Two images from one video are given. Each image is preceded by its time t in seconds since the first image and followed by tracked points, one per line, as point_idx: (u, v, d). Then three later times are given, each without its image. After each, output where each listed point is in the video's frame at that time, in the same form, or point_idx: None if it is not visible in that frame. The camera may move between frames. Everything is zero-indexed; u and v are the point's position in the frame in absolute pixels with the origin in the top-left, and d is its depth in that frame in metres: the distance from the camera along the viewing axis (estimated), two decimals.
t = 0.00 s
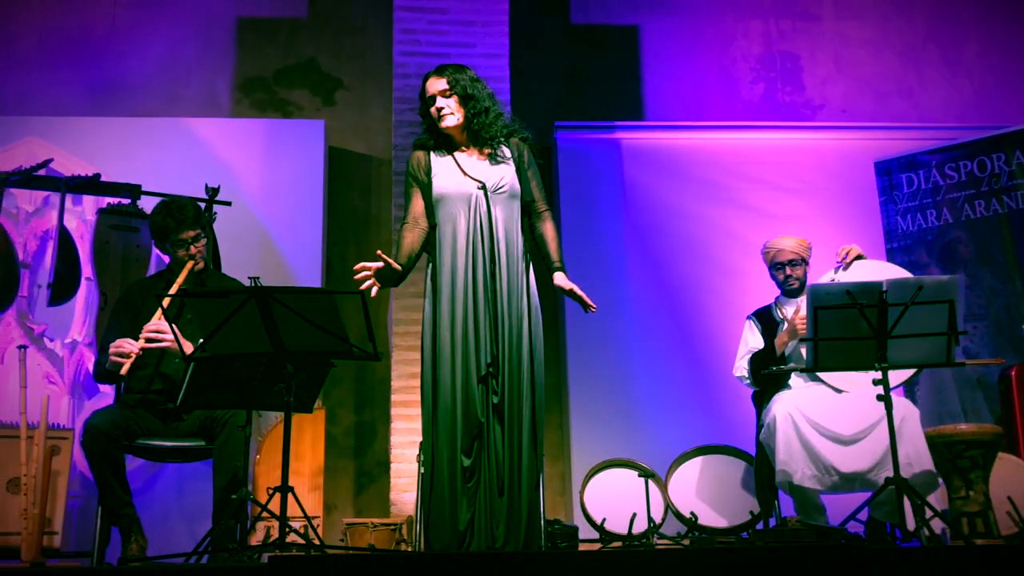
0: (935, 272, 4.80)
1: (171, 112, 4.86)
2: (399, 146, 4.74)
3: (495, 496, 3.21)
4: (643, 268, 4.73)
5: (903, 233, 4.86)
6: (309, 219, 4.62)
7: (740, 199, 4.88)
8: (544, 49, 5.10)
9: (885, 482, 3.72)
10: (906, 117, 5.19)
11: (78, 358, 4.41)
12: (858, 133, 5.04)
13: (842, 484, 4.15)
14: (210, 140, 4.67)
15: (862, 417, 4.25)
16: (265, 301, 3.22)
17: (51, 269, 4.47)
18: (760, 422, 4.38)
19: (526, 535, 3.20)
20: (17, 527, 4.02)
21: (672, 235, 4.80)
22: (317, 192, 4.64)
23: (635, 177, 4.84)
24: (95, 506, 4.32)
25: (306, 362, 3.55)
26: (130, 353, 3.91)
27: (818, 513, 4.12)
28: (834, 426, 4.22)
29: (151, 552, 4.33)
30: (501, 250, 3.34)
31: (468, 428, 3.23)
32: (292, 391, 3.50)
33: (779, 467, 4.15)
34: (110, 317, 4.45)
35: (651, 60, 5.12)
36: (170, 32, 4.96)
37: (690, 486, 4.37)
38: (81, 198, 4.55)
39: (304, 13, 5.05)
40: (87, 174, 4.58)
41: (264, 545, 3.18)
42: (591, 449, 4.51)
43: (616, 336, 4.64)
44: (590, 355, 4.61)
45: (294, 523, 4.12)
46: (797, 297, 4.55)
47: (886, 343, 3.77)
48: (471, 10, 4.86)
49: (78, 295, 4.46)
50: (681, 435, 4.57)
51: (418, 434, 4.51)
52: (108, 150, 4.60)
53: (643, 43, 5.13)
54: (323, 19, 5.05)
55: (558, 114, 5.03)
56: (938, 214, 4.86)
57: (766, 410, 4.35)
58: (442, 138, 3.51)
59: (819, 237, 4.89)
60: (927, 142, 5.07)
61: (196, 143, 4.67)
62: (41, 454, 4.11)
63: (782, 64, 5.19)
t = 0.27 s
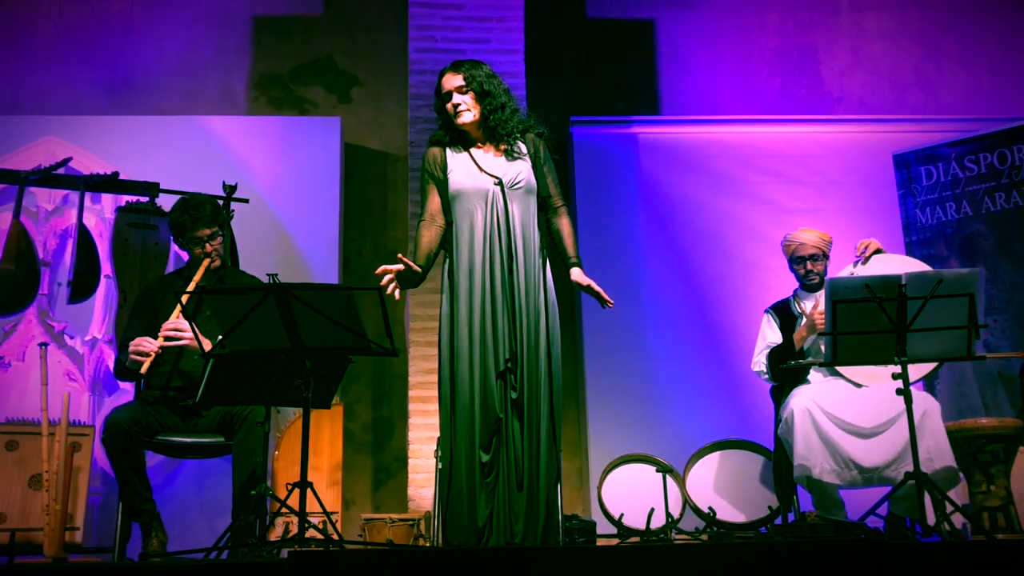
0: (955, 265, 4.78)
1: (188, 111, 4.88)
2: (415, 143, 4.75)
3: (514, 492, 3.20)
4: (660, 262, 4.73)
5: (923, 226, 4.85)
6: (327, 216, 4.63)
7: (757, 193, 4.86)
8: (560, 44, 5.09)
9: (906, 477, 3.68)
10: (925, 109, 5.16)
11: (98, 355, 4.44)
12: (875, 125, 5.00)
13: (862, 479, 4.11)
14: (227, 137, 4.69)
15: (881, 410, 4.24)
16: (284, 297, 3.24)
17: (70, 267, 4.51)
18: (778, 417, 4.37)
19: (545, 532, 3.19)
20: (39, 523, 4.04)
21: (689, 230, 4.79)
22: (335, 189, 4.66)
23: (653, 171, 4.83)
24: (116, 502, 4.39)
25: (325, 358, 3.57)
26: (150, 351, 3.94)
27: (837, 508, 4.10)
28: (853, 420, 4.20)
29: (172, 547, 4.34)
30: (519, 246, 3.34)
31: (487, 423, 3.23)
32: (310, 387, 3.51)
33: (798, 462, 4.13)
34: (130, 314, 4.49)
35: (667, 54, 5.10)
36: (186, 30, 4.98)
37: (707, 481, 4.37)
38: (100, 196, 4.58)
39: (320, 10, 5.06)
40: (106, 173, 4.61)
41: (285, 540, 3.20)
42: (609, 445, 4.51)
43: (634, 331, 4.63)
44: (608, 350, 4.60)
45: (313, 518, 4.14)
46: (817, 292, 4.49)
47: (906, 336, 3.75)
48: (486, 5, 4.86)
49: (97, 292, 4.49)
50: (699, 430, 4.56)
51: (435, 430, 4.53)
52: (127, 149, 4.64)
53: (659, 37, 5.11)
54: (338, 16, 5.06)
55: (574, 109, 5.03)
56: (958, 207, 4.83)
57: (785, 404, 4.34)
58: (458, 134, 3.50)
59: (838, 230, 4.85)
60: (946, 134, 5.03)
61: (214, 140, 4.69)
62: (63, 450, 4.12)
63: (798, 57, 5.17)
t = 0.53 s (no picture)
0: (973, 260, 4.74)
1: (203, 110, 4.90)
2: (429, 140, 4.74)
3: (531, 489, 3.20)
4: (675, 259, 4.72)
5: (939, 221, 4.82)
6: (341, 214, 4.64)
7: (772, 188, 4.85)
8: (573, 41, 5.09)
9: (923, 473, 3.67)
10: (942, 102, 5.13)
11: (115, 353, 4.46)
12: (891, 119, 4.96)
13: (878, 475, 4.10)
14: (242, 136, 4.71)
15: (897, 405, 4.22)
16: (299, 295, 3.25)
17: (87, 266, 4.54)
18: (794, 413, 4.35)
19: (562, 529, 3.18)
20: (58, 520, 4.07)
21: (704, 226, 4.77)
22: (349, 187, 4.67)
23: (667, 167, 4.82)
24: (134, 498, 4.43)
25: (340, 355, 3.58)
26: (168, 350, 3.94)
27: (854, 504, 4.08)
28: (869, 416, 4.18)
29: (190, 544, 4.37)
30: (534, 243, 3.34)
31: (503, 421, 3.23)
32: (326, 385, 3.52)
33: (815, 458, 4.11)
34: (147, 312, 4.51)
35: (680, 49, 5.08)
36: (201, 29, 5.00)
37: (723, 478, 4.37)
38: (116, 196, 4.60)
39: (334, 9, 5.07)
40: (122, 172, 4.64)
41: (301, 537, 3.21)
42: (624, 442, 4.51)
43: (649, 327, 4.63)
44: (623, 347, 4.60)
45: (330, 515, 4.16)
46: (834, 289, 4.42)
47: (923, 332, 3.72)
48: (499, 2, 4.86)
49: (114, 292, 4.52)
50: (715, 426, 4.55)
51: (451, 428, 4.54)
52: (143, 149, 4.67)
53: (673, 32, 5.10)
54: (352, 14, 5.07)
55: (587, 105, 5.03)
56: (975, 200, 4.81)
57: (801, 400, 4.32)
58: (472, 131, 3.49)
59: (853, 225, 4.83)
60: (963, 128, 4.99)
61: (228, 139, 4.71)
62: (82, 448, 4.15)
63: (813, 51, 5.14)
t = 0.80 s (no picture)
0: (990, 255, 4.77)
1: (217, 111, 4.92)
2: (443, 139, 4.75)
3: (547, 487, 3.20)
4: (690, 256, 4.71)
5: (956, 216, 4.80)
6: (355, 214, 4.65)
7: (787, 184, 4.83)
8: (586, 38, 5.08)
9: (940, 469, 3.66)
10: (957, 97, 5.11)
11: (132, 353, 4.49)
12: (910, 113, 4.91)
13: (896, 471, 4.08)
14: (256, 137, 4.73)
15: (913, 402, 4.22)
16: (315, 295, 3.26)
17: (104, 267, 4.56)
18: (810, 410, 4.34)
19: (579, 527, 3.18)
20: (77, 519, 4.09)
21: (719, 222, 4.76)
22: (363, 187, 4.68)
23: (681, 163, 4.81)
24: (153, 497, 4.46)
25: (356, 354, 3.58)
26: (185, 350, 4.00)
27: (872, 501, 4.06)
28: (885, 412, 4.18)
29: (208, 543, 4.40)
30: (549, 241, 3.34)
31: (520, 419, 3.23)
32: (342, 384, 3.53)
33: (832, 455, 4.09)
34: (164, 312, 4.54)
35: (694, 45, 5.07)
36: (215, 30, 5.02)
37: (740, 475, 4.35)
38: (132, 197, 4.63)
39: (346, 8, 5.08)
40: (138, 173, 4.66)
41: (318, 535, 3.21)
42: (639, 440, 4.50)
43: (664, 325, 4.62)
44: (638, 345, 4.60)
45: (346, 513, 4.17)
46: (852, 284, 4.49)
47: (940, 327, 3.70)
48: None
49: (131, 292, 4.54)
50: (731, 423, 4.54)
51: (466, 426, 4.54)
52: (158, 150, 4.69)
53: (686, 29, 5.09)
54: (365, 14, 5.08)
55: (600, 102, 5.02)
56: (992, 194, 4.84)
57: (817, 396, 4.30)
58: (486, 129, 3.49)
59: (870, 220, 4.79)
60: (979, 122, 4.96)
61: (243, 140, 4.73)
62: (101, 448, 4.14)
63: (827, 46, 5.12)
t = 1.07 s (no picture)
0: (1009, 249, 4.74)
1: (233, 111, 4.94)
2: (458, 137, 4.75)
3: (565, 485, 3.20)
4: (706, 252, 4.70)
5: (974, 210, 4.78)
6: (371, 213, 4.67)
7: (803, 179, 4.81)
8: (600, 35, 5.07)
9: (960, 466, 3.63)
10: (975, 90, 5.07)
11: (151, 353, 4.52)
12: (925, 108, 4.90)
13: (916, 466, 4.07)
14: (272, 137, 4.75)
15: (933, 396, 4.19)
16: (332, 295, 3.27)
17: (123, 269, 4.59)
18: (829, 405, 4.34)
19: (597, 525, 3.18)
20: (98, 519, 4.11)
21: (734, 218, 4.74)
22: (379, 186, 4.69)
23: (696, 159, 4.80)
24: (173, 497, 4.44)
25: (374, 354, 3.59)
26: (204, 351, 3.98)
27: (891, 497, 4.05)
28: (905, 407, 4.16)
29: (227, 542, 4.42)
30: (565, 239, 3.34)
31: (538, 417, 3.23)
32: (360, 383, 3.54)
33: (850, 451, 4.09)
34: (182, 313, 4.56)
35: (708, 41, 5.06)
36: (230, 31, 5.04)
37: (759, 472, 4.34)
38: (149, 198, 4.66)
39: (361, 8, 5.09)
40: (155, 175, 4.69)
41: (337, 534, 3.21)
42: (656, 438, 4.49)
43: (681, 321, 4.62)
44: (654, 341, 4.59)
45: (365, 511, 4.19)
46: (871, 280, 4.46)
47: (959, 322, 3.68)
48: None
49: (149, 293, 4.57)
50: (749, 420, 4.52)
51: (482, 423, 4.55)
52: (175, 151, 4.72)
53: (700, 24, 5.07)
54: (380, 13, 5.09)
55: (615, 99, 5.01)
56: (1011, 187, 4.81)
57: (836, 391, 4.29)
58: (502, 127, 3.50)
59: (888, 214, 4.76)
60: (997, 115, 4.93)
61: (258, 140, 4.75)
62: (120, 448, 4.21)
63: (843, 40, 5.09)
